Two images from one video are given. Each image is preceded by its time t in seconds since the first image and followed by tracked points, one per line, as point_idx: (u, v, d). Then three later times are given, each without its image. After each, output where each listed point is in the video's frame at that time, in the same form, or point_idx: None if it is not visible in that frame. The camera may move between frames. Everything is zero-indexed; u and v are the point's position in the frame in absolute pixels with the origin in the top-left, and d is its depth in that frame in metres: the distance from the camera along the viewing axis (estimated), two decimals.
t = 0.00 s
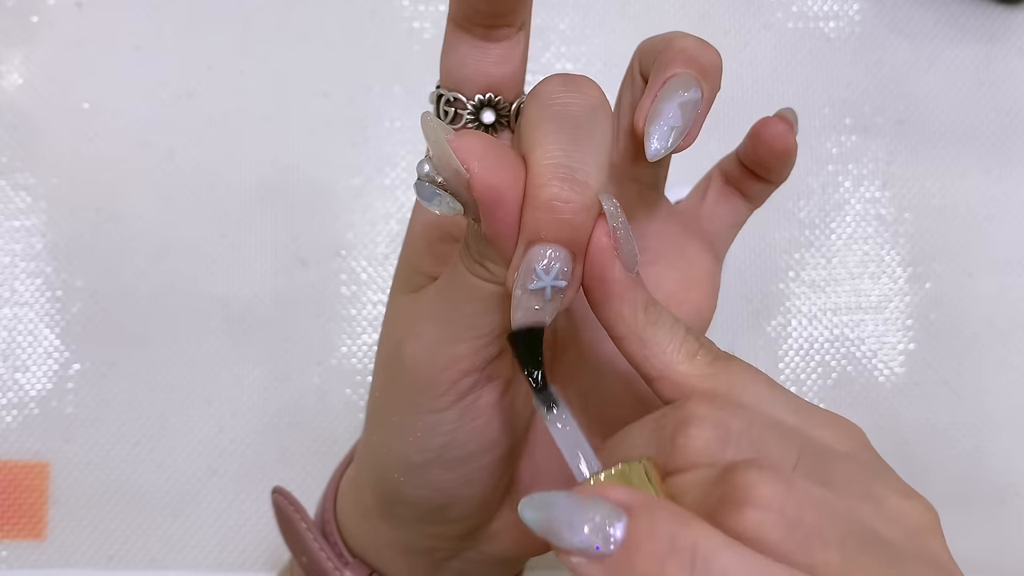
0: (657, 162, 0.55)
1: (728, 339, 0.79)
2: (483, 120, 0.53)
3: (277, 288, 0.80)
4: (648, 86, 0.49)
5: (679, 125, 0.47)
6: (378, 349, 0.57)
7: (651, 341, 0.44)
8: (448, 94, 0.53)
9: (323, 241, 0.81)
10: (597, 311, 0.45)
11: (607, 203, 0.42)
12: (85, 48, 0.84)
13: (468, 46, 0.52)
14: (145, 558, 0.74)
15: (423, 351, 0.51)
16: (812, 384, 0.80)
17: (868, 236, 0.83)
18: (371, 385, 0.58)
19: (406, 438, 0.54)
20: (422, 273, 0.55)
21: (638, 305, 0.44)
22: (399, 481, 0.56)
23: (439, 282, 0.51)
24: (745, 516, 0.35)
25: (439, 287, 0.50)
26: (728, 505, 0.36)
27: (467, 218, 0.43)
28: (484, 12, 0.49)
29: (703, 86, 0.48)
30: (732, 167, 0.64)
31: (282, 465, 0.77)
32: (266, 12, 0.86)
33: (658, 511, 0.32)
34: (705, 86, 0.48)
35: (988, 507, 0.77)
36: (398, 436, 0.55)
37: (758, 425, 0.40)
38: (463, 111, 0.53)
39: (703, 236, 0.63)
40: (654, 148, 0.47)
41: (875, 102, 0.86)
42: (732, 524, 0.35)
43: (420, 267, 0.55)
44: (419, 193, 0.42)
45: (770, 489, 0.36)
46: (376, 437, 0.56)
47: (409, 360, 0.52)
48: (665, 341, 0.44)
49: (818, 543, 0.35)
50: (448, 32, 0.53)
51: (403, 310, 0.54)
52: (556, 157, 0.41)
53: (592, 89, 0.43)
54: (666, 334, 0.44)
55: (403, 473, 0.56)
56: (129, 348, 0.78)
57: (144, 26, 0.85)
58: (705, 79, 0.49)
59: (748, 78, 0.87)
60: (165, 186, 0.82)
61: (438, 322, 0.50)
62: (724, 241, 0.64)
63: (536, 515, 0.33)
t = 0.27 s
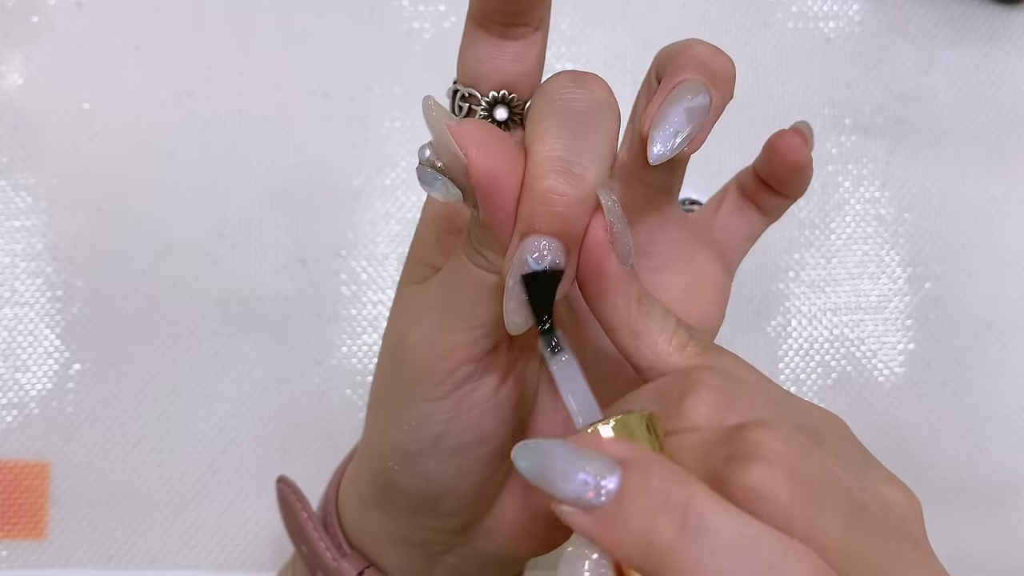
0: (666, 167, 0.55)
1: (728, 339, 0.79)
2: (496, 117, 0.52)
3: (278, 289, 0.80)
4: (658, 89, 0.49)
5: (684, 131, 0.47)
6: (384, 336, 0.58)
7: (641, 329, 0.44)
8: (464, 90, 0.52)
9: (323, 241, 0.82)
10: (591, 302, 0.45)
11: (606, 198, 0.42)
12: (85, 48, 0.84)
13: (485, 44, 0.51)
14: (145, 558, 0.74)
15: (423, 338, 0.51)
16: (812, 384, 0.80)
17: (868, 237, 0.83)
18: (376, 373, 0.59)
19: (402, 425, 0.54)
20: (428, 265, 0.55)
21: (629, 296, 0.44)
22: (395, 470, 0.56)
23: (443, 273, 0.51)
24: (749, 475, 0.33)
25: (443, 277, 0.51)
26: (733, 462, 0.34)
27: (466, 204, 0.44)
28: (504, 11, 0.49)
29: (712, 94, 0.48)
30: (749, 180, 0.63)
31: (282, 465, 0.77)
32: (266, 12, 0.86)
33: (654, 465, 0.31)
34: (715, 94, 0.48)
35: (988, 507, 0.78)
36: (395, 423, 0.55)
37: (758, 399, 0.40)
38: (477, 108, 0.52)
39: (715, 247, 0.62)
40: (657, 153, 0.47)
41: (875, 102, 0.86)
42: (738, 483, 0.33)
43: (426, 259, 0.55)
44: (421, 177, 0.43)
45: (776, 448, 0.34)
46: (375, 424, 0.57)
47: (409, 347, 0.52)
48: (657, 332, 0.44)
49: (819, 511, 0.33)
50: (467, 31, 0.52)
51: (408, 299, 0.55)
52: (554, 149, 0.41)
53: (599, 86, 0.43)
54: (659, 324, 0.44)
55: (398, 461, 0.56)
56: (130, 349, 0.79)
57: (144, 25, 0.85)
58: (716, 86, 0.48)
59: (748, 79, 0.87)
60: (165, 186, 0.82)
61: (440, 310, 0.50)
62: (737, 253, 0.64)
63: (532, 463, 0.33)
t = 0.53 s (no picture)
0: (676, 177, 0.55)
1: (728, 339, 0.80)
2: (507, 118, 0.52)
3: (278, 289, 0.80)
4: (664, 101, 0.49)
5: (682, 146, 0.47)
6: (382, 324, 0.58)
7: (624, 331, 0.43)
8: (478, 87, 0.52)
9: (323, 241, 0.82)
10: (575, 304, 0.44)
11: (591, 201, 0.42)
12: (85, 48, 0.84)
13: (500, 44, 0.51)
14: (145, 558, 0.74)
15: (412, 328, 0.51)
16: (812, 384, 0.80)
17: (868, 237, 0.83)
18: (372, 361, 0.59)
19: (389, 414, 0.55)
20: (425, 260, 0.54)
21: (608, 299, 0.43)
22: (383, 460, 0.57)
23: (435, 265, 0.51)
24: (738, 477, 0.32)
25: (435, 270, 0.51)
26: (720, 460, 0.33)
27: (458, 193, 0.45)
28: (517, 12, 0.48)
29: (717, 109, 0.47)
30: (766, 200, 0.62)
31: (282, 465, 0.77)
32: (266, 12, 0.86)
33: (640, 477, 0.32)
34: (721, 109, 0.48)
35: (988, 507, 0.78)
36: (383, 412, 0.55)
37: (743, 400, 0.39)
38: (488, 107, 0.52)
39: (724, 265, 0.61)
40: (653, 166, 0.47)
41: (875, 102, 0.86)
42: (723, 484, 0.32)
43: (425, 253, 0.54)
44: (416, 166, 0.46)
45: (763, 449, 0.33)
46: (367, 412, 0.57)
47: (399, 337, 0.52)
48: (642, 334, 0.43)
49: (805, 511, 0.33)
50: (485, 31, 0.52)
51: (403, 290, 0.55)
52: (543, 146, 0.41)
53: (602, 91, 0.43)
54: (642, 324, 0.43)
55: (385, 451, 0.56)
56: (130, 349, 0.79)
57: (144, 26, 0.85)
58: (723, 101, 0.48)
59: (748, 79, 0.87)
60: (165, 186, 0.82)
61: (429, 301, 0.50)
62: (746, 272, 0.62)
63: (519, 473, 0.33)
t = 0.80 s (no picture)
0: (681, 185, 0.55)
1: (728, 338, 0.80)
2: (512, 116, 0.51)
3: (278, 289, 0.80)
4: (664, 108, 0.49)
5: (681, 151, 0.46)
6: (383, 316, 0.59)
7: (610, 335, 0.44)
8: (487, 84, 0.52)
9: (323, 242, 0.82)
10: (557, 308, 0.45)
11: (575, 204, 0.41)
12: (85, 48, 0.84)
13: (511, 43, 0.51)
14: (145, 558, 0.74)
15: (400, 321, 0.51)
16: (812, 384, 0.80)
17: (868, 237, 0.83)
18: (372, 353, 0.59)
19: (375, 405, 0.55)
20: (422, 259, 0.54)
21: (595, 305, 0.44)
22: (371, 451, 0.57)
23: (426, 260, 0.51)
24: (747, 471, 0.32)
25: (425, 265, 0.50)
26: (730, 453, 0.33)
27: (444, 187, 0.45)
28: (529, 12, 0.48)
29: (718, 118, 0.47)
30: (773, 214, 0.62)
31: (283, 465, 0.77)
32: (266, 12, 0.86)
33: (647, 485, 0.31)
34: (721, 117, 0.48)
35: (988, 507, 0.78)
36: (371, 402, 0.55)
37: (743, 396, 0.41)
38: (494, 104, 0.52)
39: (727, 278, 0.61)
40: (644, 167, 0.45)
41: (875, 102, 0.86)
42: (733, 478, 0.33)
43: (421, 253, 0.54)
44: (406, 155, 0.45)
45: (772, 443, 0.33)
46: (360, 402, 0.57)
47: (389, 329, 0.52)
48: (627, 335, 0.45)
49: (814, 511, 0.33)
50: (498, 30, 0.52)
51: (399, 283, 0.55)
52: (533, 145, 0.41)
53: (602, 97, 0.44)
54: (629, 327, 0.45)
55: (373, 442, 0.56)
56: (130, 349, 0.79)
57: (144, 26, 0.85)
58: (724, 110, 0.48)
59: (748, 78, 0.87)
60: (166, 186, 0.82)
61: (416, 295, 0.50)
62: (749, 287, 0.62)
63: (522, 474, 0.32)
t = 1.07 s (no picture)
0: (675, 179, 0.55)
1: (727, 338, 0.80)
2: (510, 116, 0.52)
3: (278, 289, 0.80)
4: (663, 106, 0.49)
5: (678, 150, 0.46)
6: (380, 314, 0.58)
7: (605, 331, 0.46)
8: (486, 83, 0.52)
9: (323, 242, 0.82)
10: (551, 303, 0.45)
11: (569, 202, 0.41)
12: (85, 48, 0.84)
13: (509, 41, 0.51)
14: (145, 558, 0.74)
15: (398, 319, 0.51)
16: (812, 384, 0.80)
17: (868, 237, 0.83)
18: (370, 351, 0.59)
19: (373, 403, 0.55)
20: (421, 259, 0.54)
21: (588, 302, 0.45)
22: (369, 449, 0.57)
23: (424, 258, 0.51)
24: (728, 462, 0.33)
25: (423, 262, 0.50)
26: (714, 444, 0.34)
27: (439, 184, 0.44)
28: (527, 11, 0.48)
29: (716, 117, 0.47)
30: (772, 213, 0.61)
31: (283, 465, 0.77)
32: (265, 12, 0.86)
33: (624, 467, 0.31)
34: (719, 116, 0.48)
35: (988, 507, 0.78)
36: (369, 401, 0.55)
37: (732, 388, 0.42)
38: (493, 103, 0.52)
39: (727, 277, 0.61)
40: (641, 165, 0.45)
41: (875, 102, 0.86)
42: (716, 469, 0.33)
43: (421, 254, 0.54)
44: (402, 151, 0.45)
45: (756, 435, 0.34)
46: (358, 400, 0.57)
47: (386, 327, 0.52)
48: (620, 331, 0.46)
49: (795, 501, 0.34)
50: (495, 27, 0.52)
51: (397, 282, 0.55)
52: (529, 144, 0.41)
53: (598, 95, 0.44)
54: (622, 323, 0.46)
55: (372, 440, 0.56)
56: (129, 349, 0.79)
57: (143, 26, 0.85)
58: (722, 108, 0.48)
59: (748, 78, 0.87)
60: (165, 186, 0.82)
61: (414, 293, 0.50)
62: (749, 286, 0.62)
63: (502, 458, 0.31)
